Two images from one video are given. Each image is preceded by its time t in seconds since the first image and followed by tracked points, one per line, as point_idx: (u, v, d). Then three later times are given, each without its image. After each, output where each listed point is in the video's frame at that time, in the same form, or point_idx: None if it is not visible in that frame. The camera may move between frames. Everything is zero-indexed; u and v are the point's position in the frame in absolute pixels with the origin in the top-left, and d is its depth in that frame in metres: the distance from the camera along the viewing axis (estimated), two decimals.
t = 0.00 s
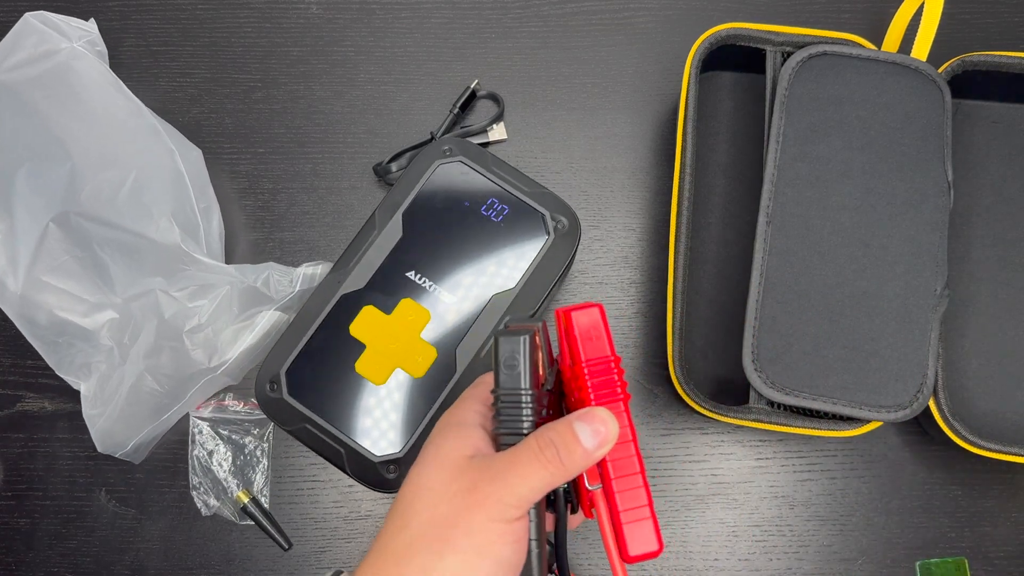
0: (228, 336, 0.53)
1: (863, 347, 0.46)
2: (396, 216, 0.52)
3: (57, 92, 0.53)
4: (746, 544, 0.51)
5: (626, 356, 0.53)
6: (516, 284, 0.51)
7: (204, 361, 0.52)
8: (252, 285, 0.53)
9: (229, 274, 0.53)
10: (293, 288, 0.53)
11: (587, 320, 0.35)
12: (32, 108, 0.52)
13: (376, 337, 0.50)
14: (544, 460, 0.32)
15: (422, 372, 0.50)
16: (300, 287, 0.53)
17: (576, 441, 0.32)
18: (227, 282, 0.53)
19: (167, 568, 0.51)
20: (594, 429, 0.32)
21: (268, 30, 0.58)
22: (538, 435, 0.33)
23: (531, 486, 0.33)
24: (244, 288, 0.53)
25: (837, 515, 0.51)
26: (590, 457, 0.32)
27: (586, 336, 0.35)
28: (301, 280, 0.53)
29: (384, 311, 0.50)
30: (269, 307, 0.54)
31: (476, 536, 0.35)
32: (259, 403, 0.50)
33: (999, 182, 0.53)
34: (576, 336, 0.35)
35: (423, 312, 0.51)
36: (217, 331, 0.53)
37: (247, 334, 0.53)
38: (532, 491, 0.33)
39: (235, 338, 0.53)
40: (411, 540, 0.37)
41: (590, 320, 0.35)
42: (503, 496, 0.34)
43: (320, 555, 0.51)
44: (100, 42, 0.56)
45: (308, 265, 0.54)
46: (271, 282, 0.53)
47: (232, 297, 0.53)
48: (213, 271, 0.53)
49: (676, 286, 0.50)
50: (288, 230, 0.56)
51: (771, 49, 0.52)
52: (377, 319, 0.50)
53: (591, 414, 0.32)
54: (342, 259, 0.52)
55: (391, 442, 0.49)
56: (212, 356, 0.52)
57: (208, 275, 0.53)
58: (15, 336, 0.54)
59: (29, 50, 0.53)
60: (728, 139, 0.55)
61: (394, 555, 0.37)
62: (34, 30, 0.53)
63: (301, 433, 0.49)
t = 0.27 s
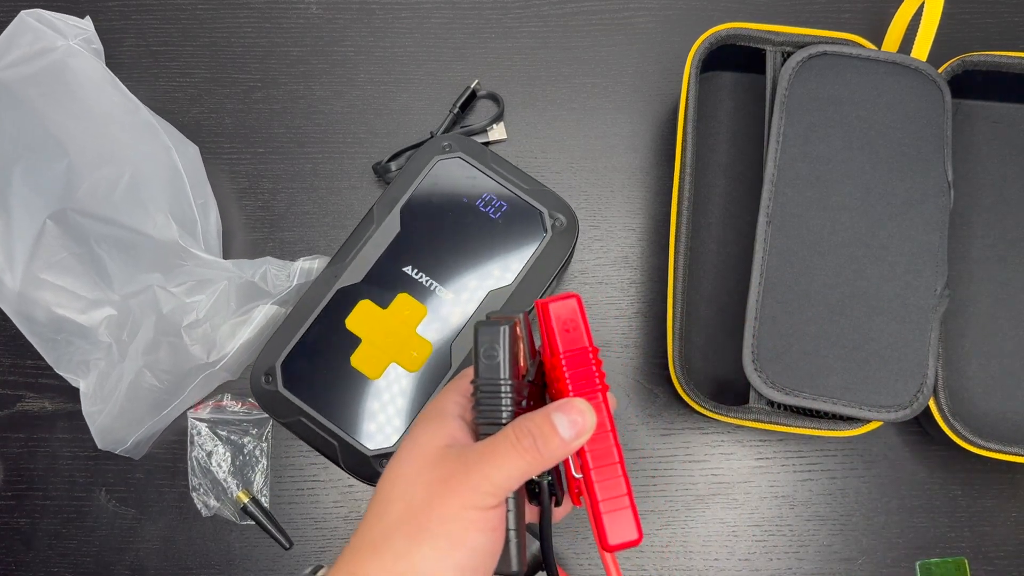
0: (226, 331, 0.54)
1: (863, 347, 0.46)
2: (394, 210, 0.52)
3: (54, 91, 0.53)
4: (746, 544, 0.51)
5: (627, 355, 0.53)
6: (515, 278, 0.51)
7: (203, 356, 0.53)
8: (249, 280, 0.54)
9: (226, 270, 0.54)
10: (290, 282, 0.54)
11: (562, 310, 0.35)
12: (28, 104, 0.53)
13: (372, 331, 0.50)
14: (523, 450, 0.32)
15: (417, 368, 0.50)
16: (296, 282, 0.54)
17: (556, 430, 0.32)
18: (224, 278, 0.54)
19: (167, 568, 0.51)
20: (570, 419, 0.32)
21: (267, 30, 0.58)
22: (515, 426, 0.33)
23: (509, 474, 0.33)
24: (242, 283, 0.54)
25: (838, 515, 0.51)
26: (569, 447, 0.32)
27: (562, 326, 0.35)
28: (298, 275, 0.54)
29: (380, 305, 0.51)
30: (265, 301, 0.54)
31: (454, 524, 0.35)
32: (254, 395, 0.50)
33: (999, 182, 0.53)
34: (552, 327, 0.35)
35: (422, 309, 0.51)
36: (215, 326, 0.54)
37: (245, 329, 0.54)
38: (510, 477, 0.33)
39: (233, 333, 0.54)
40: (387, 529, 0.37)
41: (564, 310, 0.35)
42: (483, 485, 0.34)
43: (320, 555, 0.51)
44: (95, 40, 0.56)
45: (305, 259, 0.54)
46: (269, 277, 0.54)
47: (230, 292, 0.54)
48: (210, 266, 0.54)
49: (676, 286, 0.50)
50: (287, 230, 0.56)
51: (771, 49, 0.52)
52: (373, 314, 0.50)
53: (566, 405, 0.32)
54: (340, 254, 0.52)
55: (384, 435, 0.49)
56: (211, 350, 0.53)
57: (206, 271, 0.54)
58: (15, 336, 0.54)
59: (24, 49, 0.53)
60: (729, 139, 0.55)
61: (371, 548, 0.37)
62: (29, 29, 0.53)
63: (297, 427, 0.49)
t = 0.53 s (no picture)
0: (219, 303, 0.53)
1: (865, 348, 0.46)
2: (383, 176, 0.51)
3: (34, 76, 0.50)
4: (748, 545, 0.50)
5: (628, 355, 0.53)
6: (504, 244, 0.50)
7: (197, 331, 0.53)
8: (239, 252, 0.54)
9: (215, 242, 0.53)
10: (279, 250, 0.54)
11: (732, 291, 0.33)
12: (3, 88, 0.49)
13: (359, 296, 0.50)
14: (754, 499, 0.32)
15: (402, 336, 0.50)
16: (286, 250, 0.54)
17: (748, 467, 0.31)
18: (214, 250, 0.53)
19: (166, 569, 0.51)
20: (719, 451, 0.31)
21: (266, 28, 0.58)
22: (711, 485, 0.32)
23: (767, 526, 0.32)
24: (232, 255, 0.54)
25: (840, 517, 0.51)
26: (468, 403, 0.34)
27: (731, 308, 0.33)
28: (286, 244, 0.54)
29: (367, 270, 0.50)
30: (255, 270, 0.54)
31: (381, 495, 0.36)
32: (241, 358, 0.50)
33: (1001, 182, 0.52)
34: (721, 311, 0.32)
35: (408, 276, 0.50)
36: (207, 300, 0.53)
37: (236, 297, 0.54)
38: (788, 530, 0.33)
39: (226, 305, 0.53)
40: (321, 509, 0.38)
41: (733, 291, 0.33)
42: (382, 454, 0.35)
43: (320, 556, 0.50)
44: (72, 25, 0.54)
45: (291, 228, 0.55)
46: (258, 248, 0.54)
47: (220, 265, 0.53)
48: (199, 240, 0.53)
49: (677, 287, 0.49)
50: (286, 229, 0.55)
51: (772, 48, 0.51)
52: (361, 278, 0.50)
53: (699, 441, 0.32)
54: (327, 218, 0.51)
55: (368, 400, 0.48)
56: (205, 325, 0.53)
57: (196, 245, 0.53)
58: (12, 336, 0.53)
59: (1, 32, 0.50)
60: (730, 138, 0.54)
61: (310, 532, 0.37)
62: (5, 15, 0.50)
63: (283, 390, 0.49)
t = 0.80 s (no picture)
0: (218, 303, 0.53)
1: (865, 347, 0.45)
2: (383, 175, 0.51)
3: (33, 76, 0.50)
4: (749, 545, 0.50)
5: (627, 355, 0.53)
6: (503, 245, 0.50)
7: (197, 331, 0.53)
8: (238, 252, 0.54)
9: (215, 242, 0.53)
10: (279, 250, 0.54)
11: (799, 348, 0.30)
12: (4, 88, 0.50)
13: (359, 296, 0.50)
14: (752, 539, 0.32)
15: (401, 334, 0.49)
16: (286, 250, 0.54)
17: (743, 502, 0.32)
18: (214, 250, 0.53)
19: (167, 569, 0.51)
20: (717, 479, 0.33)
21: (266, 28, 0.58)
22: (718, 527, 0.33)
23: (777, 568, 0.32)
24: (231, 255, 0.54)
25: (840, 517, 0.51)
26: (450, 421, 0.33)
27: (795, 365, 0.30)
28: (286, 244, 0.54)
29: (367, 270, 0.50)
30: (255, 271, 0.54)
31: (375, 526, 0.37)
32: (241, 358, 0.50)
33: (1001, 182, 0.52)
34: (785, 368, 0.30)
35: (408, 275, 0.50)
36: (207, 300, 0.53)
37: (236, 297, 0.54)
38: None
39: (225, 305, 0.53)
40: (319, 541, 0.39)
41: (801, 347, 0.30)
42: (378, 488, 0.36)
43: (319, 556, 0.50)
44: (72, 26, 0.54)
45: (290, 228, 0.55)
46: (258, 248, 0.54)
47: (220, 265, 0.53)
48: (198, 240, 0.53)
49: (676, 287, 0.49)
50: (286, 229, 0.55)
51: (772, 48, 0.51)
52: (360, 279, 0.50)
53: (704, 468, 0.33)
54: (327, 218, 0.51)
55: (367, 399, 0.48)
56: (205, 325, 0.53)
57: (195, 244, 0.53)
58: (12, 336, 0.53)
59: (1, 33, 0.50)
60: (729, 138, 0.54)
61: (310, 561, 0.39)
62: (6, 15, 0.50)
63: (283, 390, 0.49)
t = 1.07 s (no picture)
0: (218, 304, 0.53)
1: (865, 347, 0.45)
2: (383, 175, 0.51)
3: (33, 76, 0.51)
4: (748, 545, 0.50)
5: (628, 355, 0.53)
6: (503, 245, 0.50)
7: (198, 331, 0.53)
8: (239, 252, 0.54)
9: (215, 242, 0.53)
10: (279, 250, 0.54)
11: (758, 333, 0.33)
12: (3, 88, 0.50)
13: (359, 296, 0.50)
14: (759, 491, 0.33)
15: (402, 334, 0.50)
16: (286, 250, 0.54)
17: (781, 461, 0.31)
18: (214, 250, 0.53)
19: (167, 569, 0.51)
20: (770, 430, 0.31)
21: (266, 28, 0.58)
22: (740, 460, 0.32)
23: (756, 522, 0.34)
24: (232, 255, 0.54)
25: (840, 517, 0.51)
26: (417, 364, 0.36)
27: (755, 350, 0.33)
28: (286, 244, 0.54)
29: (367, 270, 0.50)
30: (255, 271, 0.54)
31: (396, 493, 0.37)
32: (241, 358, 0.50)
33: (1001, 182, 0.52)
34: (747, 351, 0.33)
35: (409, 275, 0.50)
36: (208, 301, 0.53)
37: (236, 297, 0.54)
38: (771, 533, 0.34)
39: (226, 305, 0.53)
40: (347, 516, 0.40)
41: (759, 332, 0.33)
42: (387, 450, 0.37)
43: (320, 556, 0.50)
44: (72, 27, 0.54)
45: (291, 228, 0.55)
46: (258, 248, 0.54)
47: (220, 265, 0.53)
48: (198, 240, 0.53)
49: (676, 287, 0.49)
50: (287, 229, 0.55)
51: (772, 48, 0.51)
52: (361, 279, 0.50)
53: (757, 419, 0.31)
54: (327, 218, 0.51)
55: (367, 399, 0.48)
56: (205, 325, 0.53)
57: (196, 244, 0.53)
58: (12, 336, 0.53)
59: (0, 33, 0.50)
60: (729, 138, 0.54)
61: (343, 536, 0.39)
62: (5, 15, 0.50)
63: (283, 390, 0.49)
